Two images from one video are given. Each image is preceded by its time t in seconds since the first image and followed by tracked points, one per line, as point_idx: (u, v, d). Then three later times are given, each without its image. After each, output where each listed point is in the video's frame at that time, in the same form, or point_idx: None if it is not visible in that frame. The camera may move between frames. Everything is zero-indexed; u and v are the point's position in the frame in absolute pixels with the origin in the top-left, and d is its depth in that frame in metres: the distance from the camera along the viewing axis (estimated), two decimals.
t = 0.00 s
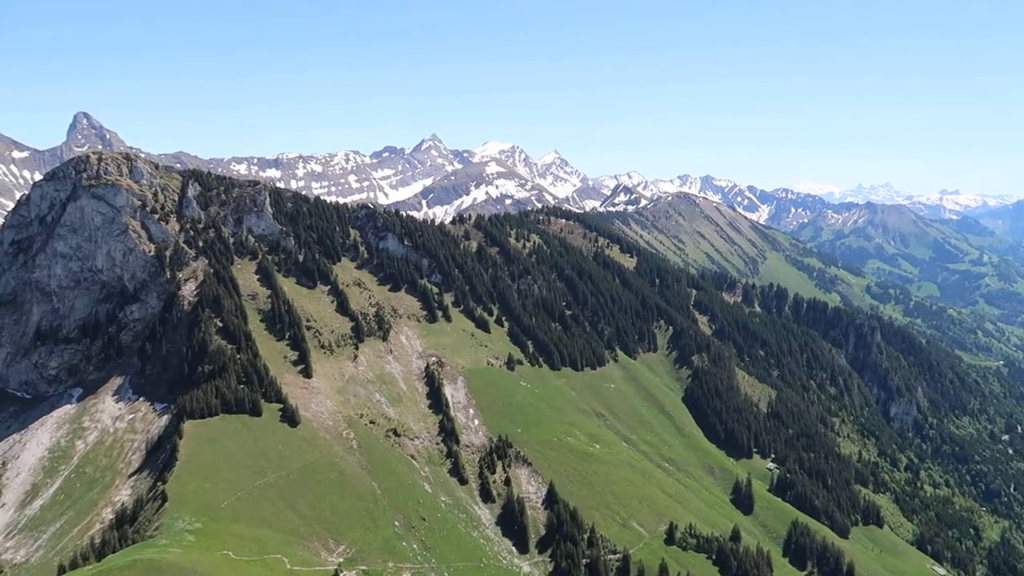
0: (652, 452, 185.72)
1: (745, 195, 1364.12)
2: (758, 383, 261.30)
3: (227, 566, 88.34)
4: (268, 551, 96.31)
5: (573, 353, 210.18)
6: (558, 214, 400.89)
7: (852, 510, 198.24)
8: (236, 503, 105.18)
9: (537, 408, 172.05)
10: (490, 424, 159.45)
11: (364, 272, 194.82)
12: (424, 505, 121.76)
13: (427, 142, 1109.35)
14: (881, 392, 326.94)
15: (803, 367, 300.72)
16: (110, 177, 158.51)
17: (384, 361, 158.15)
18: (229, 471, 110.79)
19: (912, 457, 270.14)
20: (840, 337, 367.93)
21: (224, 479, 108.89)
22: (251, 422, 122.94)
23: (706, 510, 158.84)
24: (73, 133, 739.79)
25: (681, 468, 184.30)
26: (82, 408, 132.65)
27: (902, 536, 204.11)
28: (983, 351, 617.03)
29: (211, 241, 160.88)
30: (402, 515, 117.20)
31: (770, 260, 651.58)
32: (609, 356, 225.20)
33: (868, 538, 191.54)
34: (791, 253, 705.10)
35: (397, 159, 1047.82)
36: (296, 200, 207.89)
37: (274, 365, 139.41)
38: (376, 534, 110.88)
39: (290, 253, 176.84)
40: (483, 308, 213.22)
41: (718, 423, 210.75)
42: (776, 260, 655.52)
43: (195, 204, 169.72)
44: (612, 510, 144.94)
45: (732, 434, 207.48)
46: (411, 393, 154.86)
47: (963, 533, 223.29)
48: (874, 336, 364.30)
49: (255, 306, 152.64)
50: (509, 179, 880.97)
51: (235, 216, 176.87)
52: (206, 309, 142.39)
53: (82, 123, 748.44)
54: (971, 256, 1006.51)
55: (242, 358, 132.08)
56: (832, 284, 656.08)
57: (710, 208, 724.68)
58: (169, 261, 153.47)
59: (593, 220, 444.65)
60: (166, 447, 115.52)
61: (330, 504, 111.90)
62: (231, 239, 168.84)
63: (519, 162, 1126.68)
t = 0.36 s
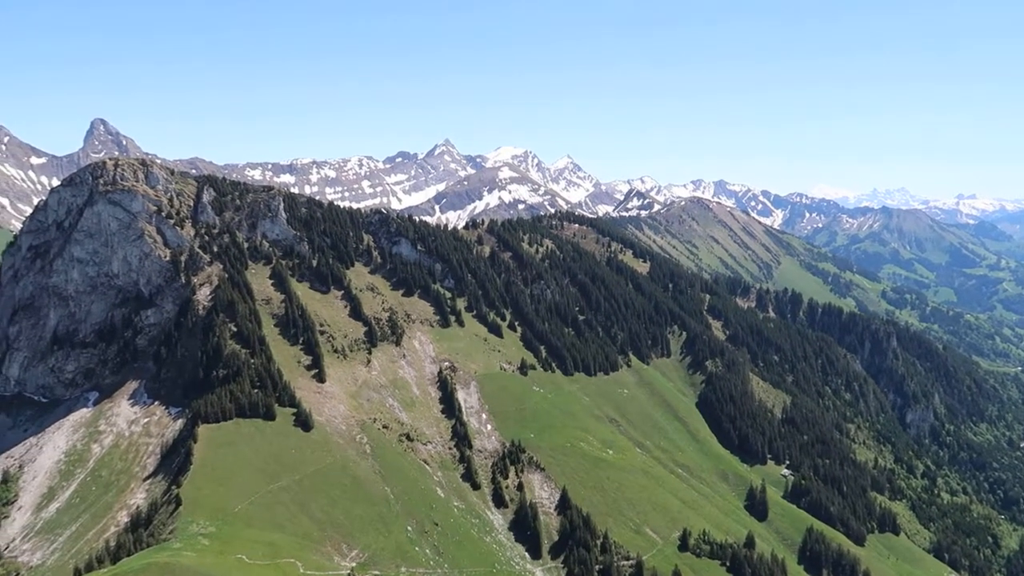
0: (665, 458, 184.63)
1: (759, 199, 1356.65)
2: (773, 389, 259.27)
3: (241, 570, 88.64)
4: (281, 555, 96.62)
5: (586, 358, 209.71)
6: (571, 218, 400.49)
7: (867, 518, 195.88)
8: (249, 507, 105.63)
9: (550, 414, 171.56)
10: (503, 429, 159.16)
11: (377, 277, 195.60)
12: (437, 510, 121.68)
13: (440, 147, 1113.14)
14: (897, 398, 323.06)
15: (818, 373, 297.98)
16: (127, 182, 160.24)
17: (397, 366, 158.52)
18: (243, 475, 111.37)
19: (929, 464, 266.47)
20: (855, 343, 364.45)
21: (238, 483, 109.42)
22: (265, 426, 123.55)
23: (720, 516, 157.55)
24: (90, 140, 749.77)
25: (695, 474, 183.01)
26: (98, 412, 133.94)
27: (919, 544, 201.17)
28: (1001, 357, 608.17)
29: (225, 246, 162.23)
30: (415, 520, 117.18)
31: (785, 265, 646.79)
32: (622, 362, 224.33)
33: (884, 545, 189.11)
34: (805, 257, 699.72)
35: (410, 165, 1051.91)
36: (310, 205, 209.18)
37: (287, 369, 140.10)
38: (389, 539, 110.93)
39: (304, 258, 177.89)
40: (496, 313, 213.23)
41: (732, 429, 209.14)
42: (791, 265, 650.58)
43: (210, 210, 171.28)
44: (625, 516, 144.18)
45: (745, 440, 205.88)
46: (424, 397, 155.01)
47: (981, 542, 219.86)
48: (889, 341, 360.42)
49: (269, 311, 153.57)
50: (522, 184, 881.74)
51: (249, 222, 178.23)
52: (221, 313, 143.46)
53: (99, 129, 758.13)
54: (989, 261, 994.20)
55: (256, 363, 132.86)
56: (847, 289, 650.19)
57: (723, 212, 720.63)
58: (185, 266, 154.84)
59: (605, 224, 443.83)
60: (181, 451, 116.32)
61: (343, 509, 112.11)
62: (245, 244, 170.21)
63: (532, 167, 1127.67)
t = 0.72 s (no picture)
0: (688, 463, 182.85)
1: (783, 202, 1341.60)
2: (797, 394, 255.78)
3: (264, 570, 89.33)
4: (304, 557, 97.28)
5: (608, 361, 208.70)
6: (592, 221, 399.38)
7: (895, 525, 192.23)
8: (273, 508, 106.55)
9: (572, 417, 170.87)
10: (524, 432, 158.93)
11: (399, 279, 196.53)
12: (459, 513, 121.61)
13: (462, 150, 1116.83)
14: (925, 403, 317.01)
15: (843, 377, 293.43)
16: (153, 186, 162.78)
17: (419, 368, 159.10)
18: (267, 477, 112.40)
19: (958, 471, 260.81)
20: (881, 348, 358.95)
21: (262, 485, 110.46)
22: (289, 428, 124.63)
23: (745, 522, 155.54)
24: (119, 145, 764.58)
25: (718, 479, 180.98)
26: (125, 412, 136.20)
27: (948, 552, 196.95)
28: None
29: (250, 249, 164.13)
30: (437, 523, 117.32)
31: (809, 268, 638.51)
32: (644, 365, 222.66)
33: (911, 553, 185.30)
34: (830, 261, 690.03)
35: (432, 168, 1057.02)
36: (333, 209, 210.98)
37: (311, 372, 141.32)
38: (411, 541, 111.13)
39: (327, 261, 179.38)
40: (517, 316, 213.13)
41: (756, 434, 206.62)
42: (815, 268, 641.92)
43: (234, 213, 173.59)
44: (648, 520, 143.12)
45: (769, 445, 203.30)
46: (446, 400, 155.38)
47: (1013, 551, 214.47)
48: (917, 346, 353.88)
49: (293, 313, 155.08)
50: (544, 187, 881.78)
51: (273, 225, 180.12)
52: (246, 316, 145.17)
53: (127, 133, 773.00)
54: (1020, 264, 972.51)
55: (280, 365, 134.11)
56: (872, 293, 639.70)
57: (746, 215, 711.87)
58: (210, 269, 157.00)
59: (626, 226, 441.58)
60: (206, 452, 117.72)
61: (365, 511, 112.59)
62: (269, 247, 172.04)
63: (553, 170, 1126.86)
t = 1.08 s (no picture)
0: (708, 460, 181.65)
1: (805, 198, 1325.39)
2: (819, 391, 252.91)
3: (284, 563, 90.26)
4: (324, 549, 98.18)
5: (627, 357, 207.81)
6: (612, 217, 397.50)
7: (917, 524, 189.56)
8: (293, 501, 107.64)
9: (591, 413, 170.45)
10: (543, 428, 158.94)
11: (419, 275, 197.29)
12: (477, 508, 122.00)
13: (481, 146, 1116.57)
14: (949, 401, 311.92)
15: (866, 375, 289.48)
16: (176, 182, 164.82)
17: (438, 364, 159.59)
18: (288, 470, 113.53)
19: (983, 470, 256.20)
20: (904, 344, 352.31)
21: (282, 478, 111.63)
22: (309, 422, 125.71)
23: (765, 520, 154.20)
24: (142, 141, 774.46)
25: (738, 476, 179.57)
26: (149, 406, 138.31)
27: (972, 551, 193.81)
28: None
29: (270, 245, 165.75)
30: (455, 517, 117.72)
31: (832, 264, 630.32)
32: (664, 361, 221.44)
33: (934, 552, 182.65)
34: (853, 257, 680.52)
35: (452, 164, 1058.31)
36: (353, 204, 212.08)
37: (331, 366, 142.40)
38: (430, 535, 111.65)
39: (347, 256, 180.44)
40: (536, 312, 212.91)
41: (776, 431, 204.62)
42: (838, 264, 633.44)
43: (255, 209, 175.32)
44: (666, 517, 142.48)
45: (790, 442, 201.27)
46: (464, 395, 155.79)
47: None
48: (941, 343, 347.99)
49: (313, 308, 156.34)
50: (564, 183, 879.26)
51: (294, 220, 181.35)
52: (267, 311, 146.60)
53: (150, 130, 784.20)
54: None
55: (300, 360, 135.30)
56: (895, 290, 630.35)
57: (768, 211, 703.33)
58: (231, 264, 158.70)
59: (646, 222, 439.07)
60: (227, 446, 119.20)
61: (385, 505, 113.30)
62: (290, 242, 173.62)
63: (573, 165, 1122.93)
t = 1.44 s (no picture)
0: (725, 461, 180.33)
1: (824, 198, 1311.58)
2: (838, 392, 250.16)
3: (301, 561, 90.69)
4: (341, 548, 98.63)
5: (644, 358, 206.77)
6: (629, 217, 396.05)
7: (937, 527, 186.78)
8: (311, 499, 108.34)
9: (608, 414, 169.71)
10: (559, 428, 158.71)
11: (435, 275, 197.75)
12: (493, 508, 121.94)
13: (498, 146, 1117.18)
14: (971, 403, 307.10)
15: (885, 376, 285.83)
16: (195, 183, 166.64)
17: (454, 364, 159.91)
18: (306, 469, 114.31)
19: (1006, 473, 251.78)
20: (925, 346, 346.94)
21: (300, 476, 112.37)
22: (327, 421, 126.44)
23: (783, 522, 152.70)
24: (161, 142, 784.20)
25: (756, 478, 178.06)
26: (169, 404, 139.88)
27: (995, 555, 190.64)
28: None
29: (288, 245, 167.16)
30: (472, 517, 117.79)
31: (851, 265, 623.17)
32: (681, 362, 220.11)
33: (955, 556, 179.95)
34: (873, 257, 672.40)
35: (468, 164, 1059.93)
36: (370, 204, 213.18)
37: (348, 366, 143.16)
38: (446, 534, 111.90)
39: (364, 256, 181.32)
40: (553, 312, 212.57)
41: (795, 433, 202.62)
42: (857, 265, 626.14)
43: (274, 209, 177.00)
44: (683, 518, 141.61)
45: (808, 444, 199.22)
46: (481, 395, 155.98)
47: None
48: (963, 344, 342.69)
49: (331, 308, 157.32)
50: (580, 183, 877.54)
51: (312, 220, 182.75)
52: (284, 311, 147.77)
53: (170, 131, 793.23)
54: None
55: (317, 359, 136.20)
56: (916, 291, 621.81)
57: (787, 210, 696.98)
58: (250, 263, 160.16)
59: (662, 222, 436.68)
60: (246, 444, 120.18)
61: (401, 504, 113.62)
62: (307, 242, 174.90)
63: (589, 165, 1120.11)
